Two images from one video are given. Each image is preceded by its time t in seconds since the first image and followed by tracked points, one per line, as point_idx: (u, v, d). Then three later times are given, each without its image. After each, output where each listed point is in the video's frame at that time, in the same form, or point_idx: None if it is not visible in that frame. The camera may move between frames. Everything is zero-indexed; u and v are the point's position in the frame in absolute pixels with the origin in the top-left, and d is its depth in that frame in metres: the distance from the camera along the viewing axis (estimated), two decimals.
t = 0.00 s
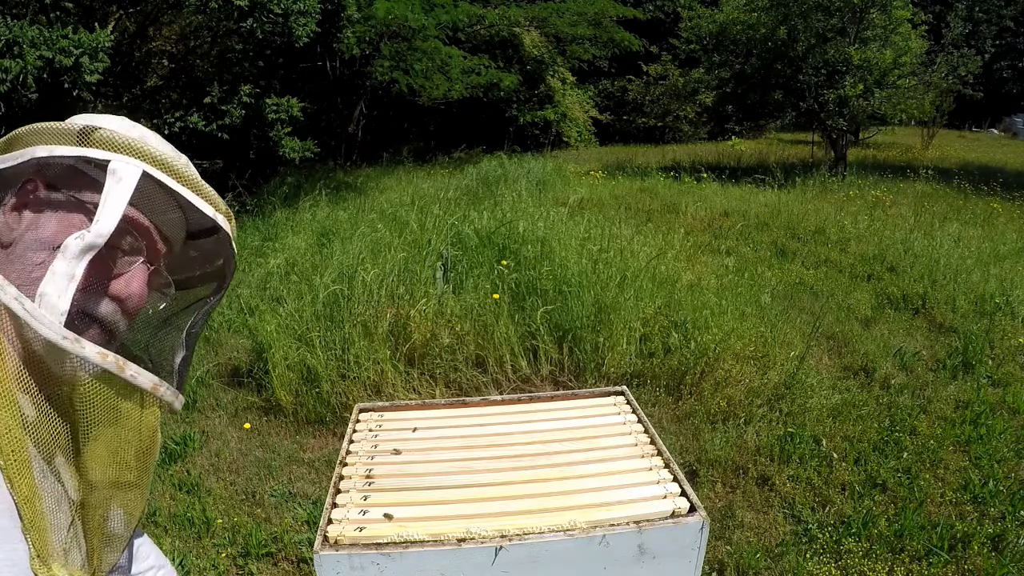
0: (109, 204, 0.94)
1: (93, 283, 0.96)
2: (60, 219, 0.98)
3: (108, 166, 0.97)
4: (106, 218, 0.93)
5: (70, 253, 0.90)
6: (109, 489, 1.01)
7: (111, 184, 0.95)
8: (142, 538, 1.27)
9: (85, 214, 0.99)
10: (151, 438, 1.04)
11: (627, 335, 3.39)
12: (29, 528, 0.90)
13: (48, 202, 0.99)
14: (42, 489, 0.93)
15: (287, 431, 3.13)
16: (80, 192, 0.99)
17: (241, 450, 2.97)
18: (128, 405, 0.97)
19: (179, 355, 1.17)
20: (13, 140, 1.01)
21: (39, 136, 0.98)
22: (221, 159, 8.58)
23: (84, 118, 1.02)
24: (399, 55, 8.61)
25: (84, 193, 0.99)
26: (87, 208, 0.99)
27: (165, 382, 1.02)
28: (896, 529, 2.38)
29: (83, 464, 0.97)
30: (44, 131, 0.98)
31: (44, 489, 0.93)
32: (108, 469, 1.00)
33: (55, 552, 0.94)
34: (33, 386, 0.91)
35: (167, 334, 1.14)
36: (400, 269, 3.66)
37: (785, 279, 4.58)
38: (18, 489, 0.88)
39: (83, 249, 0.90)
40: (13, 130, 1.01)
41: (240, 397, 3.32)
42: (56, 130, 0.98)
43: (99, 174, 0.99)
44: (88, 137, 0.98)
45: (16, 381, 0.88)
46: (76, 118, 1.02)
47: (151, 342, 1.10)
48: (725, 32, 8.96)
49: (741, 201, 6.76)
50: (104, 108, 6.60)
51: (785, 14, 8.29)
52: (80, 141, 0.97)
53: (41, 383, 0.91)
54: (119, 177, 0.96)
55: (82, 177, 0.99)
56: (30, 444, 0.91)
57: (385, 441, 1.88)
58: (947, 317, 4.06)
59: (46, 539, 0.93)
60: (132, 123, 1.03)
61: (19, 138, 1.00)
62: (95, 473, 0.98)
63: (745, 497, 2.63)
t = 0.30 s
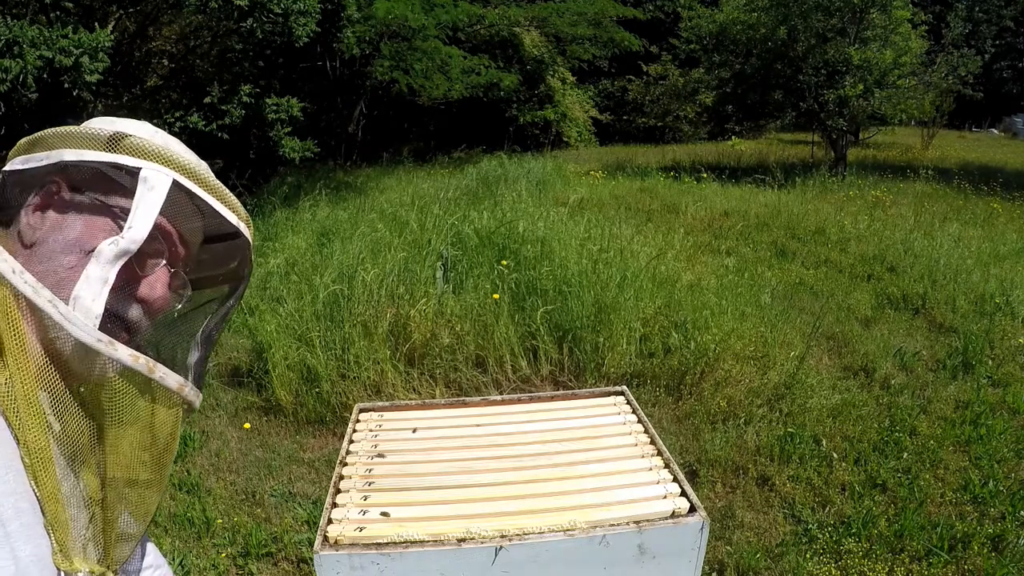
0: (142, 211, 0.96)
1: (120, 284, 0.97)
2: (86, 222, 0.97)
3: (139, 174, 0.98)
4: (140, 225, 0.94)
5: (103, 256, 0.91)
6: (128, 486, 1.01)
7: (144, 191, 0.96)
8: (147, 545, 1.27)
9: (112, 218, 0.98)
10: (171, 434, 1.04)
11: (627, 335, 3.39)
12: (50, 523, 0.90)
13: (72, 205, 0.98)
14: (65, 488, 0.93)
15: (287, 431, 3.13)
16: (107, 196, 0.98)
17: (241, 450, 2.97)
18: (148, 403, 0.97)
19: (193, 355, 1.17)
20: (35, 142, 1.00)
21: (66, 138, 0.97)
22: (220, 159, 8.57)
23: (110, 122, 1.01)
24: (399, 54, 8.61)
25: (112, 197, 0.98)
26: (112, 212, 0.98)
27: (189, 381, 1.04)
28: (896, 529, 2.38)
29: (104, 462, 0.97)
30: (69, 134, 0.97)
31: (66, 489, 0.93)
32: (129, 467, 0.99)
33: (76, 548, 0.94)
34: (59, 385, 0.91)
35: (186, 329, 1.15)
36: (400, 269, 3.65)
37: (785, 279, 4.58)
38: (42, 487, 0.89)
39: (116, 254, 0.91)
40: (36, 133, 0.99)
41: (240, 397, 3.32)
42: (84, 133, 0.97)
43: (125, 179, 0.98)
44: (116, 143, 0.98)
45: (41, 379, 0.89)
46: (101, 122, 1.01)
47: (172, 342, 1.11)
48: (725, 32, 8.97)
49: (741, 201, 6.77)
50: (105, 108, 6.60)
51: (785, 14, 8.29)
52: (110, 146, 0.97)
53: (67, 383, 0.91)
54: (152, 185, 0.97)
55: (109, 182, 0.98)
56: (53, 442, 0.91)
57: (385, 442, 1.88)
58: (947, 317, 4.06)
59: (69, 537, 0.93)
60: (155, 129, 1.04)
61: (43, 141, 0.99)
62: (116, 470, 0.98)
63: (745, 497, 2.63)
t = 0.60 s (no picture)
0: (154, 210, 0.96)
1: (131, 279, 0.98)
2: (95, 220, 0.98)
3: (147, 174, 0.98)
4: (151, 223, 0.95)
5: (117, 253, 0.92)
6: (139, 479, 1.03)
7: (153, 191, 0.97)
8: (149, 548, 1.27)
9: (119, 216, 0.99)
10: (179, 426, 1.05)
11: (627, 335, 3.39)
12: (62, 518, 0.90)
13: (81, 204, 1.00)
14: (74, 482, 0.93)
15: (287, 431, 3.13)
16: (115, 195, 1.00)
17: (241, 450, 2.97)
18: (157, 397, 0.97)
19: (198, 350, 1.15)
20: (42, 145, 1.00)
21: (75, 139, 0.98)
22: (220, 159, 8.57)
23: (116, 123, 1.01)
24: (399, 55, 8.60)
25: (121, 196, 1.00)
26: (120, 211, 0.99)
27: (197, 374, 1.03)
28: (896, 529, 2.38)
29: (112, 454, 0.98)
30: (78, 135, 0.98)
31: (77, 484, 0.93)
32: (135, 459, 1.00)
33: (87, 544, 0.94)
34: (71, 380, 0.91)
35: (188, 327, 1.13)
36: (400, 269, 3.65)
37: (785, 279, 4.58)
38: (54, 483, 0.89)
39: (130, 251, 0.93)
40: (43, 134, 1.00)
41: (239, 398, 3.31)
42: (93, 134, 0.98)
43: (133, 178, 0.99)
44: (124, 143, 0.98)
45: (54, 373, 0.89)
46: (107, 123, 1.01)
47: (173, 342, 1.08)
48: (725, 32, 8.98)
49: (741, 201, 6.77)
50: (105, 108, 6.60)
51: (785, 14, 8.29)
52: (119, 147, 0.98)
53: (79, 377, 0.91)
54: (161, 183, 0.98)
55: (117, 181, 0.99)
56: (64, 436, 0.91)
57: (385, 442, 1.88)
58: (947, 317, 4.06)
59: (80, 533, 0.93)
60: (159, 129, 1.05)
61: (49, 142, 1.00)
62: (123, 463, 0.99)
63: (745, 497, 2.63)
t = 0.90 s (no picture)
0: (172, 227, 0.97)
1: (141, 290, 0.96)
2: (110, 230, 0.96)
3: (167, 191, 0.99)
4: (167, 241, 0.96)
5: (133, 267, 0.92)
6: (141, 489, 1.03)
7: (173, 208, 0.98)
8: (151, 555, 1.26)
9: (135, 229, 0.98)
10: (183, 440, 1.05)
11: (627, 335, 3.40)
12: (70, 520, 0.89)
13: (98, 212, 0.97)
14: (82, 486, 0.93)
15: (287, 431, 3.13)
16: (133, 208, 0.98)
17: (241, 450, 2.97)
18: (162, 409, 0.98)
19: (199, 365, 1.18)
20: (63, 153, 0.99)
21: (97, 148, 0.98)
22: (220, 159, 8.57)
23: (138, 138, 1.02)
24: (399, 55, 8.60)
25: (138, 208, 0.99)
26: (137, 224, 0.98)
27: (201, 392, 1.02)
28: (896, 529, 2.38)
29: (117, 463, 0.99)
30: (101, 144, 0.98)
31: (84, 487, 0.94)
32: (139, 467, 1.01)
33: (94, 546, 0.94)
34: (78, 387, 0.91)
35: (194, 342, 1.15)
36: (400, 269, 3.65)
37: (785, 279, 4.58)
38: (64, 487, 0.89)
39: (144, 267, 0.93)
40: (64, 141, 0.99)
41: (239, 397, 3.31)
42: (115, 147, 0.98)
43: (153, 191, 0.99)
44: (146, 156, 0.99)
45: (62, 380, 0.89)
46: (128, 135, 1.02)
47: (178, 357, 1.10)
48: (725, 32, 8.98)
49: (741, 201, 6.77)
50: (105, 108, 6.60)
51: (785, 14, 8.30)
52: (139, 160, 0.98)
53: (85, 384, 0.92)
54: (181, 201, 0.99)
55: (135, 193, 0.99)
56: (74, 445, 0.92)
57: (385, 442, 1.88)
58: (947, 317, 4.06)
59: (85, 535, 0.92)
60: (178, 146, 1.06)
61: (70, 148, 0.99)
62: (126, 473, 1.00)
63: (745, 497, 2.63)
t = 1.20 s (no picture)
0: (182, 233, 0.98)
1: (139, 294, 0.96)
2: (116, 232, 0.96)
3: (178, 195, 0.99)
4: (177, 247, 0.96)
5: (140, 271, 0.92)
6: (145, 492, 1.03)
7: (182, 214, 0.98)
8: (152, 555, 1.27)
9: (142, 232, 0.98)
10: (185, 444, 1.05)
11: (627, 335, 3.40)
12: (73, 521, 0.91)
13: (105, 214, 0.97)
14: (86, 488, 0.94)
15: (287, 431, 3.13)
16: (141, 211, 0.98)
17: (241, 450, 2.97)
18: (166, 413, 0.99)
19: (203, 365, 1.15)
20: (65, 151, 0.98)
21: (104, 149, 0.96)
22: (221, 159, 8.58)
23: (145, 139, 1.01)
24: (399, 55, 8.61)
25: (145, 211, 0.98)
26: (144, 227, 0.98)
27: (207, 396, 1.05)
28: (896, 529, 2.38)
29: (119, 466, 0.99)
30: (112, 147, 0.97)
31: (86, 488, 0.94)
32: (143, 473, 1.01)
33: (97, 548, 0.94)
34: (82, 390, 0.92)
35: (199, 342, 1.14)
36: (400, 269, 3.65)
37: (785, 279, 4.58)
38: (66, 490, 0.90)
39: (155, 273, 0.93)
40: (67, 140, 0.97)
41: (239, 397, 3.31)
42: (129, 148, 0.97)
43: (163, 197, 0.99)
44: (155, 160, 0.98)
45: (67, 382, 0.89)
46: (135, 136, 1.00)
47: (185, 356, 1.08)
48: (725, 32, 8.98)
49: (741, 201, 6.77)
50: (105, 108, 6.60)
51: (785, 14, 8.30)
52: (148, 163, 0.97)
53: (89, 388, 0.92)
54: (191, 207, 0.99)
55: (143, 196, 0.98)
56: (77, 447, 0.92)
57: (386, 442, 1.88)
58: (947, 317, 4.06)
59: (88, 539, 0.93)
60: (187, 147, 1.05)
61: (75, 147, 0.97)
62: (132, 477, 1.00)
63: (745, 497, 2.63)
